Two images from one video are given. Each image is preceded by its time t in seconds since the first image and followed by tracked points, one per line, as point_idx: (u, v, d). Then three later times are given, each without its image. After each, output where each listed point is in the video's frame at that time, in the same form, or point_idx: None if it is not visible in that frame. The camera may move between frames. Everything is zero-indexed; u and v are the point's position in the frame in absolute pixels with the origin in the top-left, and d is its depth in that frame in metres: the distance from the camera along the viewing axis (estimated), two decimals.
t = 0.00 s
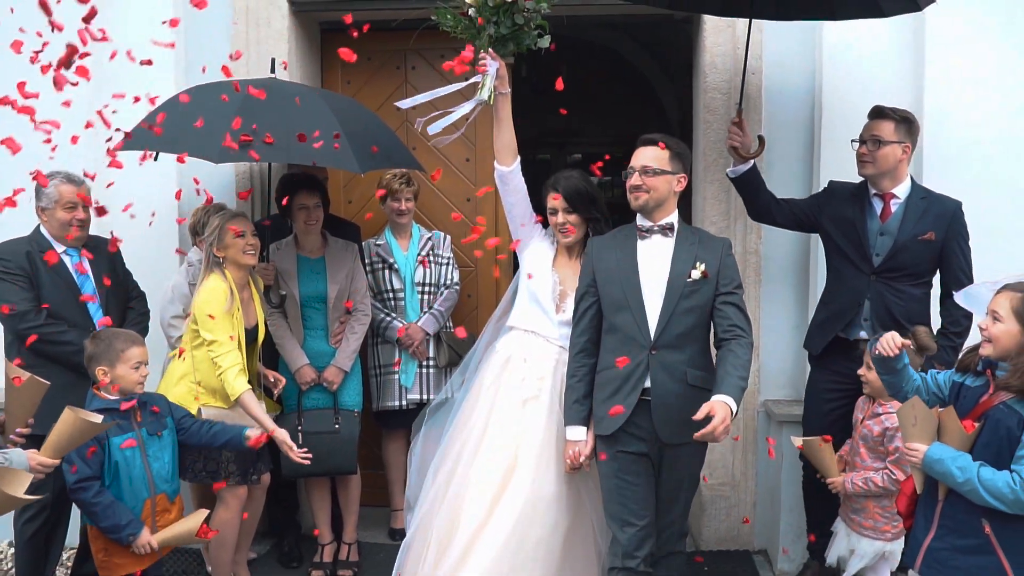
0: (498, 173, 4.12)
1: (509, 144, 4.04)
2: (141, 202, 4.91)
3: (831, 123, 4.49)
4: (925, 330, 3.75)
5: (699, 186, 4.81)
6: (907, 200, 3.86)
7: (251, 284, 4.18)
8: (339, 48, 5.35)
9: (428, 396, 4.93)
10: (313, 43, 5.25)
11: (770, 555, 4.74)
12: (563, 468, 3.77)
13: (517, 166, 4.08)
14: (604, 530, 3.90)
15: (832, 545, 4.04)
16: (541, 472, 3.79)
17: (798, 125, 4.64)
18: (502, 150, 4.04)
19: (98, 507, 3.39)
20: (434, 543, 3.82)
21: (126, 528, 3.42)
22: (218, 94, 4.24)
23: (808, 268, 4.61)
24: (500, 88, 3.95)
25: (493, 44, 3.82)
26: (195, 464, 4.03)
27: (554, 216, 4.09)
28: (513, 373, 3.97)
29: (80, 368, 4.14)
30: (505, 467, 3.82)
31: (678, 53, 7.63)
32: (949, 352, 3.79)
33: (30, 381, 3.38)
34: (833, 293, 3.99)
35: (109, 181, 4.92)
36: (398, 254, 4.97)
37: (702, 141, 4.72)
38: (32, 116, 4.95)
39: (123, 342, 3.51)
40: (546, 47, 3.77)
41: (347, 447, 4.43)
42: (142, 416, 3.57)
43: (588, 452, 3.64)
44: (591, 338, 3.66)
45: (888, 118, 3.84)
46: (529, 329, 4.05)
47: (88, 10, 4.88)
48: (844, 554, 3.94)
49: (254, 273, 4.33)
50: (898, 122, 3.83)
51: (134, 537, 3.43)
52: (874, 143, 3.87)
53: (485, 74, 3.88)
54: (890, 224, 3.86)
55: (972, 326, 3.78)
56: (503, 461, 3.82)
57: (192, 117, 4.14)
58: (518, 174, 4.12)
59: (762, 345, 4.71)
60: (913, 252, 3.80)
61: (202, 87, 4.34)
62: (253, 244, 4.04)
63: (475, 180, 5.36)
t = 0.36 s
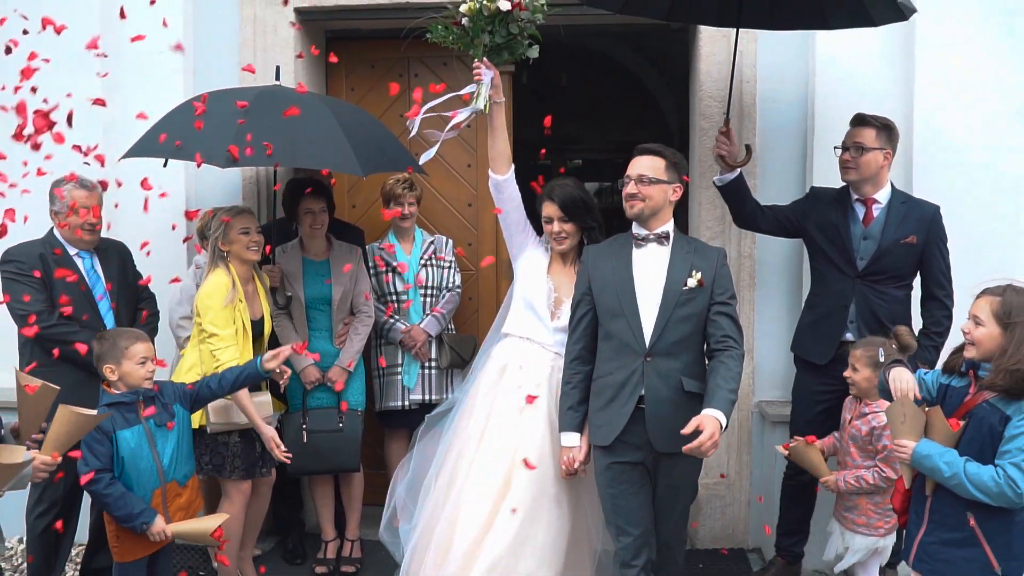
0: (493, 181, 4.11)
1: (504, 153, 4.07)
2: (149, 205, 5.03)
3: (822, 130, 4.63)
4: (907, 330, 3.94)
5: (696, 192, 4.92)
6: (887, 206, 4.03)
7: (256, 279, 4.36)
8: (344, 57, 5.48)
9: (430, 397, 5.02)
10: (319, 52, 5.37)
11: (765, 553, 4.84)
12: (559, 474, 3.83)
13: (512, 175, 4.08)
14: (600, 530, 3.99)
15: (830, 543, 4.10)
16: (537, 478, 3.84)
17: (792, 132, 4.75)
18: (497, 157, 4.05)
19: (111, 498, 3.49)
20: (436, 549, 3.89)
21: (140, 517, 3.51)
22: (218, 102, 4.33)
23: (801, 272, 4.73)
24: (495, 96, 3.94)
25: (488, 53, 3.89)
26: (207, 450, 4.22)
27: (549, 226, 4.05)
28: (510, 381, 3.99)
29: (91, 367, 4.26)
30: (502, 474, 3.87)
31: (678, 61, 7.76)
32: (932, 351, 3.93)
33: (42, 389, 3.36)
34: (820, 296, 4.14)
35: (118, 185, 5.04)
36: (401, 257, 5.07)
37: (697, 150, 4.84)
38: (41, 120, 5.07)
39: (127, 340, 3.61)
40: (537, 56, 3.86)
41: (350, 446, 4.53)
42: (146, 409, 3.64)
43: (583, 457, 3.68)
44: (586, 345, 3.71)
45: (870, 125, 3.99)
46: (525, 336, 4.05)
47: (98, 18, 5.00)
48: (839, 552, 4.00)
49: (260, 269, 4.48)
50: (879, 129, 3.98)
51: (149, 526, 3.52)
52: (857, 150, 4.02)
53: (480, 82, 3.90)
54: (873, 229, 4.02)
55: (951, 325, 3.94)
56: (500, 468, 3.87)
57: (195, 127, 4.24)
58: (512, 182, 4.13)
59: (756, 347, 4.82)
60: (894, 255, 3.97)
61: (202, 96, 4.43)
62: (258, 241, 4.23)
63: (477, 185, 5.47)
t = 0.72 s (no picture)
0: (487, 192, 4.09)
1: (499, 163, 4.06)
2: (159, 213, 5.15)
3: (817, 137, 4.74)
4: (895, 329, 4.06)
5: (693, 196, 5.03)
6: (869, 210, 4.20)
7: (262, 277, 4.55)
8: (348, 66, 5.60)
9: (434, 399, 5.12)
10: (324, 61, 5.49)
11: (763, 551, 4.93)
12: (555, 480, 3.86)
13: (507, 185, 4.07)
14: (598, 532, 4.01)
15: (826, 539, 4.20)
16: (534, 488, 3.85)
17: (787, 138, 4.86)
18: (491, 167, 4.04)
19: (131, 494, 3.62)
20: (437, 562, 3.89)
21: (160, 511, 3.63)
22: (213, 118, 4.44)
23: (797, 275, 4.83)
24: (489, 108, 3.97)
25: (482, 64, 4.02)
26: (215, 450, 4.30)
27: (544, 236, 4.07)
28: (506, 389, 4.00)
29: (104, 370, 4.38)
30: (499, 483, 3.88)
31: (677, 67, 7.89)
32: (915, 350, 4.10)
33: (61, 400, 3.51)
34: (805, 301, 4.27)
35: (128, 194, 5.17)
36: (406, 262, 5.18)
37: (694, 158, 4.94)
38: (51, 132, 5.20)
39: (137, 342, 3.73)
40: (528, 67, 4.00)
41: (356, 445, 4.67)
42: (155, 408, 3.77)
43: (571, 463, 3.76)
44: (580, 352, 3.77)
45: (852, 133, 4.16)
46: (521, 343, 4.06)
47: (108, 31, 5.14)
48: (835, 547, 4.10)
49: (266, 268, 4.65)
50: (860, 136, 4.16)
51: (169, 518, 3.65)
52: (840, 157, 4.18)
53: (474, 93, 3.95)
54: (856, 234, 4.18)
55: (932, 324, 4.14)
56: (498, 478, 3.88)
57: (190, 142, 4.32)
58: (507, 192, 4.11)
59: (753, 348, 4.92)
60: (879, 257, 4.13)
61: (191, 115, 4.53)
62: (263, 242, 4.42)
63: (479, 191, 5.60)
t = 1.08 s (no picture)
0: (481, 195, 4.04)
1: (493, 167, 4.01)
2: (168, 213, 5.26)
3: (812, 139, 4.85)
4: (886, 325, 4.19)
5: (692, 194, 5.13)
6: (850, 211, 4.36)
7: (269, 271, 4.69)
8: (353, 70, 5.72)
9: (439, 394, 5.22)
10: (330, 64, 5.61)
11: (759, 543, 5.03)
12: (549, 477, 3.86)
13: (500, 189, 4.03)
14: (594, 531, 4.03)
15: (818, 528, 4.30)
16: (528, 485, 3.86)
17: (783, 138, 4.96)
18: (485, 171, 4.00)
19: (148, 485, 3.75)
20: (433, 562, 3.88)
21: (179, 498, 3.77)
22: (202, 130, 4.53)
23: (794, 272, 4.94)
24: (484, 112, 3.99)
25: (473, 69, 4.00)
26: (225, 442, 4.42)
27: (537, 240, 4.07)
28: (500, 390, 4.00)
29: (117, 366, 4.50)
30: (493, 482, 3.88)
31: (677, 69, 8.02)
32: (898, 345, 4.28)
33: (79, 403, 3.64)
34: (789, 301, 4.40)
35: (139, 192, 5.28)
36: (410, 261, 5.29)
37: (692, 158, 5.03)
38: (62, 133, 5.30)
39: (150, 340, 3.83)
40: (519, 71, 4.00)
41: (362, 437, 4.82)
42: (166, 405, 3.89)
43: (561, 458, 3.79)
44: (577, 348, 3.81)
45: (834, 134, 4.32)
46: (515, 344, 4.06)
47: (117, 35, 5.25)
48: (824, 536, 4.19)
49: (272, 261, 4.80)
50: (842, 138, 4.32)
51: (189, 505, 3.77)
52: (822, 158, 4.34)
53: (469, 97, 3.94)
54: (838, 234, 4.33)
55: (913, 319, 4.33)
56: (492, 477, 3.89)
57: (186, 151, 4.39)
58: (501, 196, 4.07)
59: (749, 345, 5.03)
60: (859, 257, 4.29)
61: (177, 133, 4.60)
62: (269, 239, 4.58)
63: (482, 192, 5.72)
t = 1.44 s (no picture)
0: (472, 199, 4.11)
1: (485, 171, 4.08)
2: (174, 213, 5.37)
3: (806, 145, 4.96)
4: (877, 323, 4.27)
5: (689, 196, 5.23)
6: (828, 215, 4.48)
7: (272, 269, 4.81)
8: (356, 73, 5.82)
9: (439, 393, 5.31)
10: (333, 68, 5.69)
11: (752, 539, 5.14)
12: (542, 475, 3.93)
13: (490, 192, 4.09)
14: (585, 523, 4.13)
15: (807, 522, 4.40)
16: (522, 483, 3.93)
17: (776, 142, 5.06)
18: (477, 175, 4.06)
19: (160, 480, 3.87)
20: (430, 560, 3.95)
21: (192, 489, 3.92)
22: (214, 132, 4.62)
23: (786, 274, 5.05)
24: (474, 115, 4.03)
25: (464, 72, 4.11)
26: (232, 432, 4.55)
27: (527, 242, 4.10)
28: (493, 389, 4.06)
29: (125, 363, 4.61)
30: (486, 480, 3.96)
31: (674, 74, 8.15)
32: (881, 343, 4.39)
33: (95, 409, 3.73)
34: (769, 302, 4.52)
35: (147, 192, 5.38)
36: (411, 262, 5.39)
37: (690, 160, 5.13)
38: (72, 135, 5.41)
39: (158, 341, 3.90)
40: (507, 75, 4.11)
41: (362, 435, 4.90)
42: (174, 405, 4.00)
43: (556, 453, 3.86)
44: (573, 344, 3.91)
45: (811, 140, 4.45)
46: (507, 344, 4.12)
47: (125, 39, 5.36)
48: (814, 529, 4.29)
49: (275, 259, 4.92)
50: (820, 142, 4.44)
51: (201, 496, 3.92)
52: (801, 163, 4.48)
53: (459, 100, 4.02)
54: (817, 238, 4.45)
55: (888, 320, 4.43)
56: (486, 476, 3.96)
57: (200, 153, 4.48)
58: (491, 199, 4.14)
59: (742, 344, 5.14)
60: (837, 259, 4.41)
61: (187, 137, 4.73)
62: (273, 238, 4.71)
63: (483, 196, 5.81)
